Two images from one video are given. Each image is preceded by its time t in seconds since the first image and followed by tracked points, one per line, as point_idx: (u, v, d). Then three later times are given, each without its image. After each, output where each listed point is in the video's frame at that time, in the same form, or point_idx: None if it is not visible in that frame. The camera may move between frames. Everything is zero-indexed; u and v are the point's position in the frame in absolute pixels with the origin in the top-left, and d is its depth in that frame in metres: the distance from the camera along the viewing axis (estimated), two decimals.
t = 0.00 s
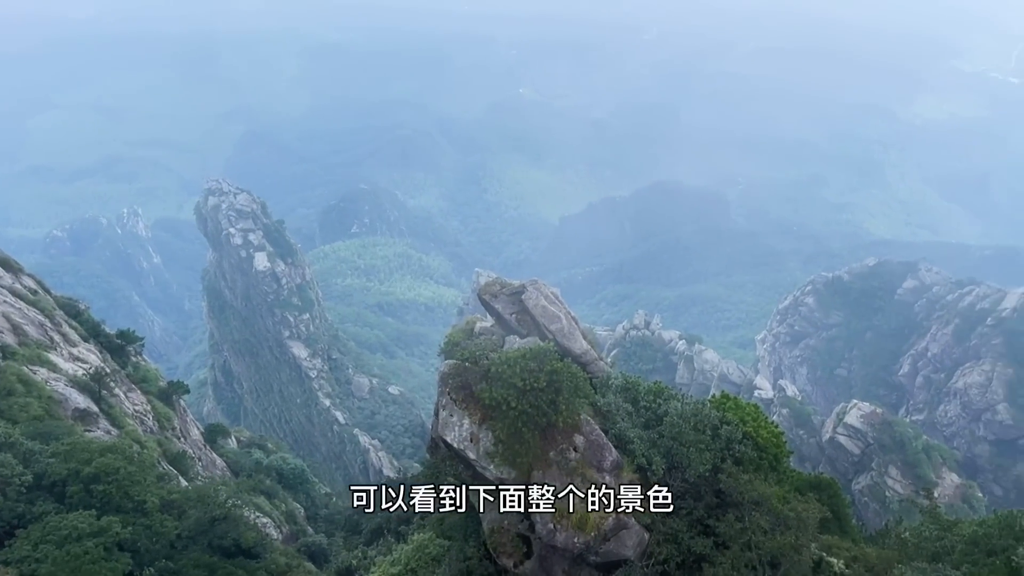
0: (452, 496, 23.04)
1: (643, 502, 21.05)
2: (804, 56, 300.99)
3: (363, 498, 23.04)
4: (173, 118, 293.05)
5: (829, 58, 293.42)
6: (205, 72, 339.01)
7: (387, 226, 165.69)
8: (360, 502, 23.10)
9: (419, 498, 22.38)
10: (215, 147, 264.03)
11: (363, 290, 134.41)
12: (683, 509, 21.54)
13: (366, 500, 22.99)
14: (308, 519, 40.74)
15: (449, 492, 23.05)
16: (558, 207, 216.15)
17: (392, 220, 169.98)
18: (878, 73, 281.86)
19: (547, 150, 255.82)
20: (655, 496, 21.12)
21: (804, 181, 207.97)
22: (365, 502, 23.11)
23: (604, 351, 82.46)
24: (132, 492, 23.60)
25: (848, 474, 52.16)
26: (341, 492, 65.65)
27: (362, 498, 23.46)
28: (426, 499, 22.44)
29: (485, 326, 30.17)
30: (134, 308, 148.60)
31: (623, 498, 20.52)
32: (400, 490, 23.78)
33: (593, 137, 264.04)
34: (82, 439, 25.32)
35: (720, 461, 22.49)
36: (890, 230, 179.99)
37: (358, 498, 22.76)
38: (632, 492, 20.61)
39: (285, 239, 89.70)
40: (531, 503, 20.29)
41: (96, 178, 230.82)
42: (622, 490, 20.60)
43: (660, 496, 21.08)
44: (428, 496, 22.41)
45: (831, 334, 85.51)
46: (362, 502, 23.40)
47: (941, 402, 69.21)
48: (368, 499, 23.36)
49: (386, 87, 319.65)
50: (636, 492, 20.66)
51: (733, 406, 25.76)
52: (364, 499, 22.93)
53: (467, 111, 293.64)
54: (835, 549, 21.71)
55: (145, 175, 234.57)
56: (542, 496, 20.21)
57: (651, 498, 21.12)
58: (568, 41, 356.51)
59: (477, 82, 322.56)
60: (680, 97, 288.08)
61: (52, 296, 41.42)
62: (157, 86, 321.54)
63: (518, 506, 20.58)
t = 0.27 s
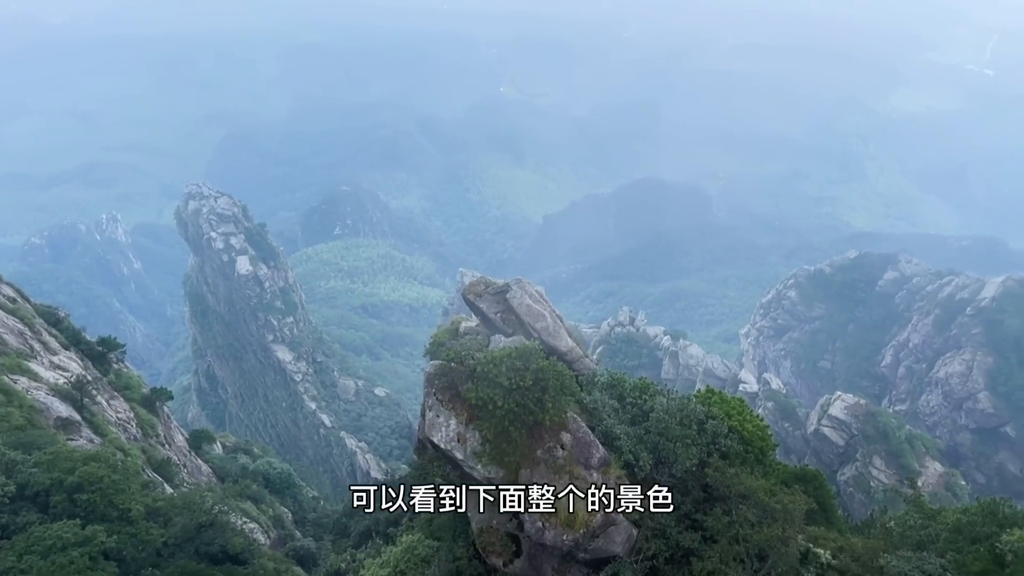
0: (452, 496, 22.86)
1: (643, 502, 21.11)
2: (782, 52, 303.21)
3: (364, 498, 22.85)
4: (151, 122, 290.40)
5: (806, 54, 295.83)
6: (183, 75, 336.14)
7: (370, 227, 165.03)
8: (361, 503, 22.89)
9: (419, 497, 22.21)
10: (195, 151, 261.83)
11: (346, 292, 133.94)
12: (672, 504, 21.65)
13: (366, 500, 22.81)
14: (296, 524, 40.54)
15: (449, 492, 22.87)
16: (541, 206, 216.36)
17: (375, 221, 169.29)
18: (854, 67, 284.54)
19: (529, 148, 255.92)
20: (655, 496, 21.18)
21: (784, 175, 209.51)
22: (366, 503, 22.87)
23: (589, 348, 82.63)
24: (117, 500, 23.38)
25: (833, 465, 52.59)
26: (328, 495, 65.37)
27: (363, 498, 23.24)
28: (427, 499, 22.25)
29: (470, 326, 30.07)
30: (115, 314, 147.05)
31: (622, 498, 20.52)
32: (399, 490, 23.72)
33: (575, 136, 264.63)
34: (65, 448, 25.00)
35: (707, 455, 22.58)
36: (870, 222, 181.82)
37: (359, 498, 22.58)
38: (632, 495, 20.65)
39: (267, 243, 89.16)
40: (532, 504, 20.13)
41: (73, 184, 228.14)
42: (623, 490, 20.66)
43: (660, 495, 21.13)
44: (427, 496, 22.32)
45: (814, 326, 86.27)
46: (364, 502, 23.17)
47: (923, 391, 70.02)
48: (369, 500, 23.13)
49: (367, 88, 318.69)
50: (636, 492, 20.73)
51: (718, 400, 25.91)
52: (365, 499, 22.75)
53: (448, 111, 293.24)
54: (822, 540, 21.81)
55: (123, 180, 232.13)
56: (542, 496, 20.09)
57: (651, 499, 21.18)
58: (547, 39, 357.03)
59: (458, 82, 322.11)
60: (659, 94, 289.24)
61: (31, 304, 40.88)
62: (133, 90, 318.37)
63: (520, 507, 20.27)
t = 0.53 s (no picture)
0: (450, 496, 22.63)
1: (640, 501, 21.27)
2: (761, 48, 305.39)
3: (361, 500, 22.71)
4: (129, 126, 287.58)
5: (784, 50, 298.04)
6: (161, 78, 333.14)
7: (353, 229, 164.33)
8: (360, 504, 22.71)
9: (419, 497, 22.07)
10: (175, 155, 259.61)
11: (330, 295, 133.40)
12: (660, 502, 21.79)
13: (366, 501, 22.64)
14: (284, 528, 40.44)
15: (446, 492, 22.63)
16: (525, 204, 216.47)
17: (358, 223, 168.55)
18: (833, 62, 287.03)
19: (511, 147, 255.77)
20: (655, 496, 21.32)
21: (765, 170, 210.94)
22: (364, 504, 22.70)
23: (575, 345, 82.85)
24: (102, 509, 23.17)
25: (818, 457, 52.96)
26: (317, 499, 65.20)
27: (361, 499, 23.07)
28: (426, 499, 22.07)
29: (454, 326, 29.96)
30: (96, 321, 145.56)
31: (623, 498, 20.79)
32: (399, 490, 23.71)
33: (557, 134, 265.00)
34: (47, 458, 24.68)
35: (694, 451, 22.72)
36: (850, 216, 183.47)
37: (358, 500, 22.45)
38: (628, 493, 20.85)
39: (249, 246, 88.55)
40: (529, 504, 20.10)
41: (51, 189, 225.47)
42: (622, 490, 20.89)
43: (659, 496, 21.28)
44: (428, 494, 22.33)
45: (797, 320, 86.98)
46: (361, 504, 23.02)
47: (905, 382, 70.76)
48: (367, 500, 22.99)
49: (347, 90, 317.57)
50: (635, 492, 20.98)
51: (703, 395, 26.12)
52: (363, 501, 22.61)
53: (429, 111, 292.80)
54: (808, 532, 21.92)
55: (102, 185, 229.80)
56: (541, 495, 20.08)
57: (650, 499, 21.34)
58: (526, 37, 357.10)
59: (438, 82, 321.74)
60: (640, 91, 290.31)
61: (10, 313, 40.29)
62: (110, 95, 315.19)
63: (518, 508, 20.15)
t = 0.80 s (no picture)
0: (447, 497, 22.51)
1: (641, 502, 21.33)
2: (740, 44, 307.09)
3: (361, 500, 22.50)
4: (106, 132, 284.64)
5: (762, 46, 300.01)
6: (137, 82, 329.96)
7: (336, 231, 163.64)
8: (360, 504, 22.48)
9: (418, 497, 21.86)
10: (153, 160, 257.20)
11: (314, 298, 132.80)
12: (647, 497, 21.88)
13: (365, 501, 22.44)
14: (271, 533, 40.20)
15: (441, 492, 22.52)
16: (507, 204, 216.55)
17: (340, 225, 167.78)
18: (810, 57, 289.31)
19: (493, 146, 255.63)
20: (655, 495, 21.35)
21: (746, 166, 212.14)
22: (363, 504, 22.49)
23: (560, 344, 83.01)
24: (86, 518, 22.94)
25: (803, 449, 53.31)
26: (304, 503, 64.96)
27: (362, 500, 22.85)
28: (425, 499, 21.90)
29: (439, 327, 29.87)
30: (77, 328, 144.01)
31: (623, 499, 20.98)
32: (399, 490, 23.49)
33: (538, 133, 265.27)
34: (28, 468, 24.36)
35: (680, 445, 22.86)
36: (830, 209, 184.89)
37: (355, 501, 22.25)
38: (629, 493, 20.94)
39: (231, 250, 87.94)
40: (525, 504, 20.05)
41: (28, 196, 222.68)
42: (622, 491, 21.05)
43: (660, 495, 21.29)
44: (429, 495, 21.80)
45: (780, 314, 87.56)
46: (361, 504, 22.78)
47: (887, 373, 71.45)
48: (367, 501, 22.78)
49: (327, 92, 316.14)
50: (636, 492, 21.11)
51: (688, 391, 26.23)
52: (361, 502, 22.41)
53: (410, 112, 292.04)
54: (794, 524, 21.97)
55: (80, 191, 227.26)
56: (538, 495, 20.06)
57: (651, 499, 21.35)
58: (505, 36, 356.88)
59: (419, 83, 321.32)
60: (620, 89, 291.19)
61: None
62: (86, 100, 311.70)
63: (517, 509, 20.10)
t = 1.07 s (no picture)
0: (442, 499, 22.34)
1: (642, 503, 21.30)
2: (717, 41, 309.05)
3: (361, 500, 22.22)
4: (82, 138, 281.36)
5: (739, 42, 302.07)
6: (112, 88, 326.35)
7: (317, 234, 162.78)
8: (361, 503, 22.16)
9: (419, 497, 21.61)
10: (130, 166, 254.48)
11: (296, 302, 132.10)
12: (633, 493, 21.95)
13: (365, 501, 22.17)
14: (257, 540, 39.96)
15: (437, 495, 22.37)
16: (489, 203, 216.48)
17: (321, 228, 166.89)
18: (786, 53, 291.66)
19: (473, 145, 255.40)
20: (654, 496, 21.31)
21: (725, 162, 213.47)
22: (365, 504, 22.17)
23: (545, 343, 83.13)
24: (70, 529, 22.71)
25: (788, 442, 53.73)
26: (290, 508, 64.64)
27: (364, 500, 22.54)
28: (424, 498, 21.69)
29: (423, 328, 29.71)
30: (56, 338, 142.27)
31: (623, 499, 21.07)
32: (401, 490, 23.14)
33: (519, 132, 265.40)
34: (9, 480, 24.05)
35: (665, 441, 23.01)
36: (809, 204, 186.47)
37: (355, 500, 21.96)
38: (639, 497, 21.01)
39: (211, 256, 87.18)
40: (513, 503, 20.03)
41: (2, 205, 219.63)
42: (622, 491, 21.15)
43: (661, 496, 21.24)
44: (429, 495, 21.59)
45: (762, 308, 88.26)
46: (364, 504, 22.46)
47: (868, 364, 72.14)
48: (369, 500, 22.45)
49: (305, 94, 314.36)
50: (636, 493, 21.17)
51: (673, 386, 26.34)
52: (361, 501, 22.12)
53: (389, 113, 291.16)
54: (780, 516, 22.13)
55: (56, 199, 224.48)
56: (525, 493, 20.11)
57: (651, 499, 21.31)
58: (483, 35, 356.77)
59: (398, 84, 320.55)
60: (599, 87, 292.06)
61: None
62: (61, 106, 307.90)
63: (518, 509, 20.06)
